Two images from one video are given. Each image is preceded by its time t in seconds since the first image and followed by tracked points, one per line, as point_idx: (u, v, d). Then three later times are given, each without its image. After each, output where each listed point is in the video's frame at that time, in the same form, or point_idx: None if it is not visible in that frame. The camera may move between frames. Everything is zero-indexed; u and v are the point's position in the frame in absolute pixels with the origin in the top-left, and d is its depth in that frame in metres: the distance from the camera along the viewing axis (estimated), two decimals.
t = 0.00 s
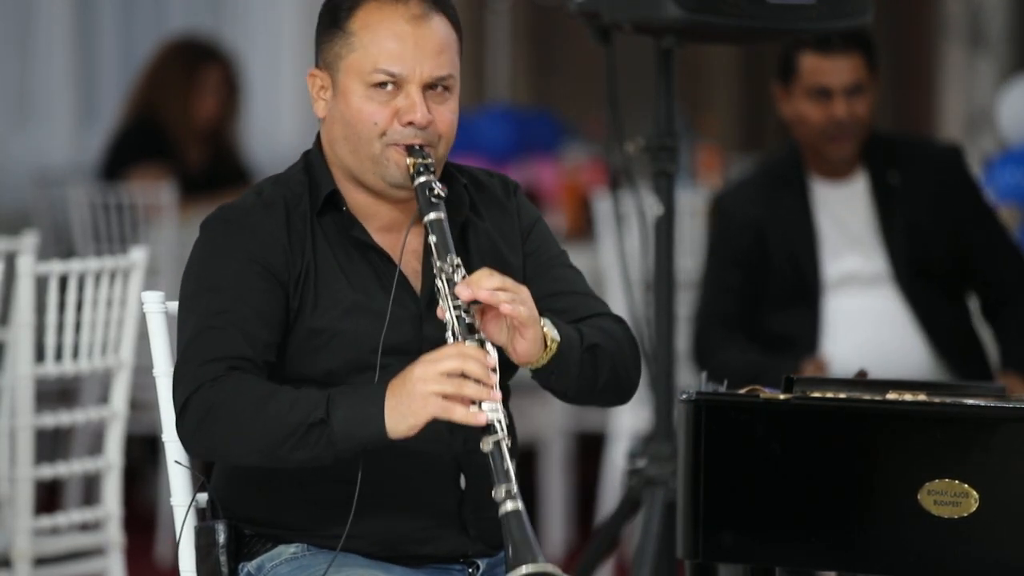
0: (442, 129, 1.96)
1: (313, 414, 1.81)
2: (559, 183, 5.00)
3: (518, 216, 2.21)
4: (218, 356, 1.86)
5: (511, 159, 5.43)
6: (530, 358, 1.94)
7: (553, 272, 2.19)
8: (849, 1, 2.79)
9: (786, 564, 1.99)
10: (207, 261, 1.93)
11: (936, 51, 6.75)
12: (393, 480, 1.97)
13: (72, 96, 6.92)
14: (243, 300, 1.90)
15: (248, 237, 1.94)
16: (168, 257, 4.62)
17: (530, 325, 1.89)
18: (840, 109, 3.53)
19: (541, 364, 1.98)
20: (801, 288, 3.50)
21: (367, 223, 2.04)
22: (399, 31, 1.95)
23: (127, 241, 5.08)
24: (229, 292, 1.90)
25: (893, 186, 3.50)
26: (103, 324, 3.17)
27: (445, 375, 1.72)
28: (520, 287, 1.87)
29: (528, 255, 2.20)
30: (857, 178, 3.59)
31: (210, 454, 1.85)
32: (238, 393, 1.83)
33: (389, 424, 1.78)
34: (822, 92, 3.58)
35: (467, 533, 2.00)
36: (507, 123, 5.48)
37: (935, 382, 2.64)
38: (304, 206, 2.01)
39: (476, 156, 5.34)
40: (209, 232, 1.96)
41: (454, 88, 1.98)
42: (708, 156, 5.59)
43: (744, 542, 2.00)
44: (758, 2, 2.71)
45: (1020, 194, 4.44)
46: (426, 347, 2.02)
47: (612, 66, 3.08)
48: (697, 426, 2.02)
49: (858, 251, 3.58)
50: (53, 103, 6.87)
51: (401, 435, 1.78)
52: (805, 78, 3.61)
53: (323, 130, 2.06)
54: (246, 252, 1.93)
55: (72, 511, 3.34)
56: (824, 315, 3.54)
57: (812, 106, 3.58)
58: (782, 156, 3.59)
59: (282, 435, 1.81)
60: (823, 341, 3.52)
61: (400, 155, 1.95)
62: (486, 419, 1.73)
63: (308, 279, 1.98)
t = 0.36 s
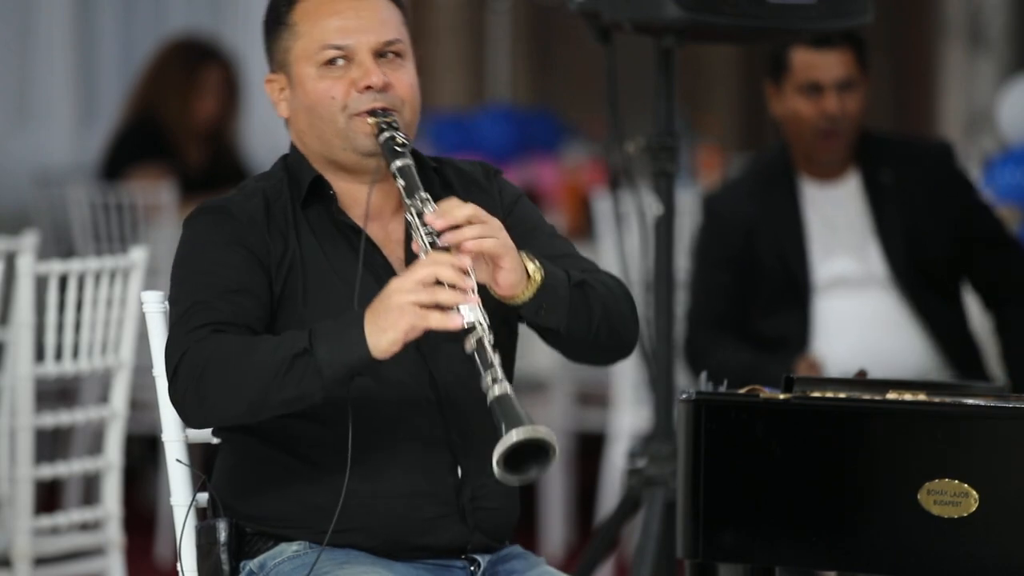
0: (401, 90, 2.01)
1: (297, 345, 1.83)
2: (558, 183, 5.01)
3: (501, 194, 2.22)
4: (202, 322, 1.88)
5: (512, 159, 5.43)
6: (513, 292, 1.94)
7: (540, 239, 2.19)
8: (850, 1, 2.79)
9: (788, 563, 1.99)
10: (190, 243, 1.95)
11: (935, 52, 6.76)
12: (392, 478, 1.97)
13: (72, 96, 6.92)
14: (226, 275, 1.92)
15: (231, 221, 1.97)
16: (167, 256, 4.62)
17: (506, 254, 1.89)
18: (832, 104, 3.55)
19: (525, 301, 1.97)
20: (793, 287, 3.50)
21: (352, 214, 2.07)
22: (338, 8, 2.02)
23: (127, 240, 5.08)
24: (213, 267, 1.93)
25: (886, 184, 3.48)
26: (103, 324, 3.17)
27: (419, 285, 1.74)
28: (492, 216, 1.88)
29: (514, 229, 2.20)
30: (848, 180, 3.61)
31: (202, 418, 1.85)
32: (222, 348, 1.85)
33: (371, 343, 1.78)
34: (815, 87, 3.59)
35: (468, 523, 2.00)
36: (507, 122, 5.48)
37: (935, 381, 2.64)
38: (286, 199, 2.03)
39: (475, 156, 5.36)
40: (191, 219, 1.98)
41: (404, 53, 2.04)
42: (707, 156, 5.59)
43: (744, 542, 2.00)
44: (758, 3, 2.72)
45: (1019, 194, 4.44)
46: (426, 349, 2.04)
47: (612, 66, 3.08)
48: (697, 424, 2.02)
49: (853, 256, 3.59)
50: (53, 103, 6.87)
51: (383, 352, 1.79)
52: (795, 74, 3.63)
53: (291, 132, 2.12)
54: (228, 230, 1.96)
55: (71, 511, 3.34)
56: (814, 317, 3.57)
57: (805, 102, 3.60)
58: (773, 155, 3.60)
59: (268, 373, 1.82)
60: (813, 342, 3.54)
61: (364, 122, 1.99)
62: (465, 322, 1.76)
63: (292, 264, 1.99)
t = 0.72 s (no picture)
0: (324, 75, 2.07)
1: (255, 350, 1.90)
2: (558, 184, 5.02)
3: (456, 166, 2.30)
4: (169, 344, 1.96)
5: (512, 159, 5.44)
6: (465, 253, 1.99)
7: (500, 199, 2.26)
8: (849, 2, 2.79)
9: (788, 563, 1.98)
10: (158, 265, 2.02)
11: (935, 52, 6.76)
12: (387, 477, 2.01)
13: (71, 95, 6.92)
14: (191, 292, 1.99)
15: (193, 237, 2.04)
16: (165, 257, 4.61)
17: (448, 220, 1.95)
18: (803, 97, 3.53)
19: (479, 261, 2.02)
20: (768, 293, 3.51)
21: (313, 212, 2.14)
22: (242, 18, 2.10)
23: (127, 240, 5.07)
24: (181, 285, 2.00)
25: (869, 180, 3.49)
26: (103, 324, 3.17)
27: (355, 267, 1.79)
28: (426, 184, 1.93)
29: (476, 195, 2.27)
30: (824, 177, 3.61)
31: (186, 440, 1.93)
32: (190, 366, 1.92)
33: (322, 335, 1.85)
34: (782, 82, 3.57)
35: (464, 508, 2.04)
36: (508, 122, 5.48)
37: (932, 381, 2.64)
38: (246, 208, 2.11)
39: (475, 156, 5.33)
40: (156, 239, 2.05)
41: (319, 41, 2.10)
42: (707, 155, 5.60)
43: (744, 543, 2.00)
44: (758, 3, 2.71)
45: (1020, 195, 4.44)
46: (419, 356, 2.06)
47: (613, 65, 3.07)
48: (697, 426, 2.01)
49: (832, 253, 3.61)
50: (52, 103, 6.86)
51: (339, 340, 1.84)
52: (763, 71, 3.59)
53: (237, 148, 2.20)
54: (191, 246, 2.03)
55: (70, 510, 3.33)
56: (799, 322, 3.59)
57: (775, 97, 3.57)
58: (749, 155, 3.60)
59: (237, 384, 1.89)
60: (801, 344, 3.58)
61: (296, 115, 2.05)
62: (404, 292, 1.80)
63: (257, 268, 2.07)
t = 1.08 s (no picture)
0: (393, 132, 1.93)
1: (238, 431, 1.81)
2: (558, 183, 5.01)
3: (492, 206, 2.18)
4: (157, 372, 1.87)
5: (512, 159, 5.43)
6: (466, 377, 1.89)
7: (523, 265, 2.14)
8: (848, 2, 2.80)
9: (788, 562, 1.98)
10: (157, 272, 1.94)
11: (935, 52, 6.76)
12: (380, 483, 1.96)
13: (72, 96, 6.93)
14: (188, 309, 1.91)
15: (198, 247, 1.95)
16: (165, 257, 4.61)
17: (459, 352, 1.85)
18: (783, 84, 3.54)
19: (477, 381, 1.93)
20: (751, 296, 3.48)
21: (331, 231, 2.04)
22: (337, 38, 1.93)
23: (127, 241, 5.07)
24: (177, 301, 1.91)
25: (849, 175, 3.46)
26: (103, 325, 3.17)
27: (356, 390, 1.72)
28: (454, 308, 1.83)
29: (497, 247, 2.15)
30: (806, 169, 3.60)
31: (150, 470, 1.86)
32: (174, 409, 1.84)
33: (308, 437, 1.77)
34: (762, 70, 3.57)
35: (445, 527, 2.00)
36: (509, 123, 5.47)
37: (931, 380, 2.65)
38: (260, 214, 2.02)
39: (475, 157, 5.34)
40: (163, 239, 1.97)
41: (402, 88, 1.95)
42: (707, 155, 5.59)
43: (743, 543, 2.00)
44: (759, 2, 2.71)
45: (1020, 195, 4.44)
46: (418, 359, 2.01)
47: (613, 65, 3.08)
48: (697, 424, 2.01)
49: (813, 245, 3.59)
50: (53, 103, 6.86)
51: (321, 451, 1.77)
52: (742, 62, 3.59)
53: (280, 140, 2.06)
54: (194, 259, 1.94)
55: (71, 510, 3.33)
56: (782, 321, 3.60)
57: (756, 87, 3.57)
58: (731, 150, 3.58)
59: (211, 452, 1.82)
60: (785, 348, 3.57)
61: (349, 163, 1.93)
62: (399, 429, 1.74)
63: (260, 287, 1.98)
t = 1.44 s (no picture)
0: (467, 150, 1.92)
1: (275, 427, 1.80)
2: (558, 183, 5.02)
3: (536, 231, 2.18)
4: (194, 354, 1.86)
5: (511, 160, 5.44)
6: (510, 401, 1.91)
7: (560, 295, 2.14)
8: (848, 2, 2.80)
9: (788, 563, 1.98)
10: (201, 255, 1.93)
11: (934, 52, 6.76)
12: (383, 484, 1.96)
13: (72, 95, 6.93)
14: (229, 297, 1.91)
15: (247, 235, 1.95)
16: (166, 256, 4.62)
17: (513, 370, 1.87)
18: (774, 87, 3.53)
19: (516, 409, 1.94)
20: (745, 292, 3.46)
21: (374, 231, 2.03)
22: (434, 46, 1.92)
23: (127, 241, 5.07)
24: (218, 288, 1.91)
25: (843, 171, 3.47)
26: (103, 325, 3.17)
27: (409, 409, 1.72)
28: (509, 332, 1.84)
29: (536, 272, 2.15)
30: (800, 168, 3.58)
31: (175, 449, 1.86)
32: (208, 395, 1.83)
33: (349, 447, 1.76)
34: (755, 73, 3.56)
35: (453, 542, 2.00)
36: (509, 123, 5.48)
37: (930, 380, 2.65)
38: (308, 208, 2.01)
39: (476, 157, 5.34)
40: (211, 222, 1.96)
41: (484, 108, 1.94)
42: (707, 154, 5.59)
43: (744, 543, 2.00)
44: (759, 2, 2.71)
45: (1020, 195, 4.44)
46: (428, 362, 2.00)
47: (614, 65, 3.08)
48: (697, 423, 2.01)
49: (806, 243, 3.57)
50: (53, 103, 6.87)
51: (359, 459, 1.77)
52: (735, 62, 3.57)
53: (347, 133, 2.04)
54: (238, 247, 1.94)
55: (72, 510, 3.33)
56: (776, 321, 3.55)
57: (749, 90, 3.57)
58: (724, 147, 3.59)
59: (241, 445, 1.81)
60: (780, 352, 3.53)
61: (421, 172, 1.92)
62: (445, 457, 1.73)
63: (299, 283, 1.98)
